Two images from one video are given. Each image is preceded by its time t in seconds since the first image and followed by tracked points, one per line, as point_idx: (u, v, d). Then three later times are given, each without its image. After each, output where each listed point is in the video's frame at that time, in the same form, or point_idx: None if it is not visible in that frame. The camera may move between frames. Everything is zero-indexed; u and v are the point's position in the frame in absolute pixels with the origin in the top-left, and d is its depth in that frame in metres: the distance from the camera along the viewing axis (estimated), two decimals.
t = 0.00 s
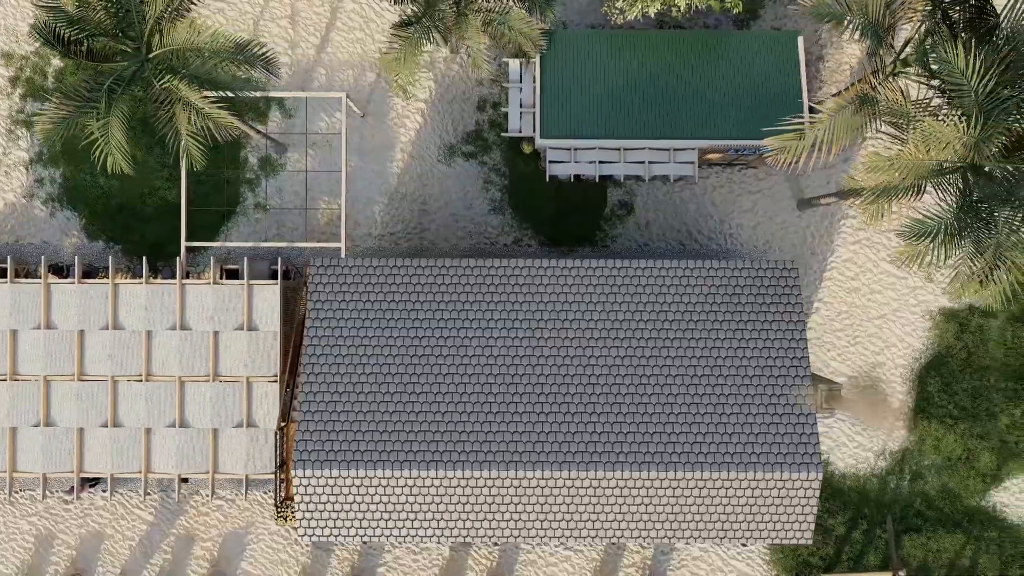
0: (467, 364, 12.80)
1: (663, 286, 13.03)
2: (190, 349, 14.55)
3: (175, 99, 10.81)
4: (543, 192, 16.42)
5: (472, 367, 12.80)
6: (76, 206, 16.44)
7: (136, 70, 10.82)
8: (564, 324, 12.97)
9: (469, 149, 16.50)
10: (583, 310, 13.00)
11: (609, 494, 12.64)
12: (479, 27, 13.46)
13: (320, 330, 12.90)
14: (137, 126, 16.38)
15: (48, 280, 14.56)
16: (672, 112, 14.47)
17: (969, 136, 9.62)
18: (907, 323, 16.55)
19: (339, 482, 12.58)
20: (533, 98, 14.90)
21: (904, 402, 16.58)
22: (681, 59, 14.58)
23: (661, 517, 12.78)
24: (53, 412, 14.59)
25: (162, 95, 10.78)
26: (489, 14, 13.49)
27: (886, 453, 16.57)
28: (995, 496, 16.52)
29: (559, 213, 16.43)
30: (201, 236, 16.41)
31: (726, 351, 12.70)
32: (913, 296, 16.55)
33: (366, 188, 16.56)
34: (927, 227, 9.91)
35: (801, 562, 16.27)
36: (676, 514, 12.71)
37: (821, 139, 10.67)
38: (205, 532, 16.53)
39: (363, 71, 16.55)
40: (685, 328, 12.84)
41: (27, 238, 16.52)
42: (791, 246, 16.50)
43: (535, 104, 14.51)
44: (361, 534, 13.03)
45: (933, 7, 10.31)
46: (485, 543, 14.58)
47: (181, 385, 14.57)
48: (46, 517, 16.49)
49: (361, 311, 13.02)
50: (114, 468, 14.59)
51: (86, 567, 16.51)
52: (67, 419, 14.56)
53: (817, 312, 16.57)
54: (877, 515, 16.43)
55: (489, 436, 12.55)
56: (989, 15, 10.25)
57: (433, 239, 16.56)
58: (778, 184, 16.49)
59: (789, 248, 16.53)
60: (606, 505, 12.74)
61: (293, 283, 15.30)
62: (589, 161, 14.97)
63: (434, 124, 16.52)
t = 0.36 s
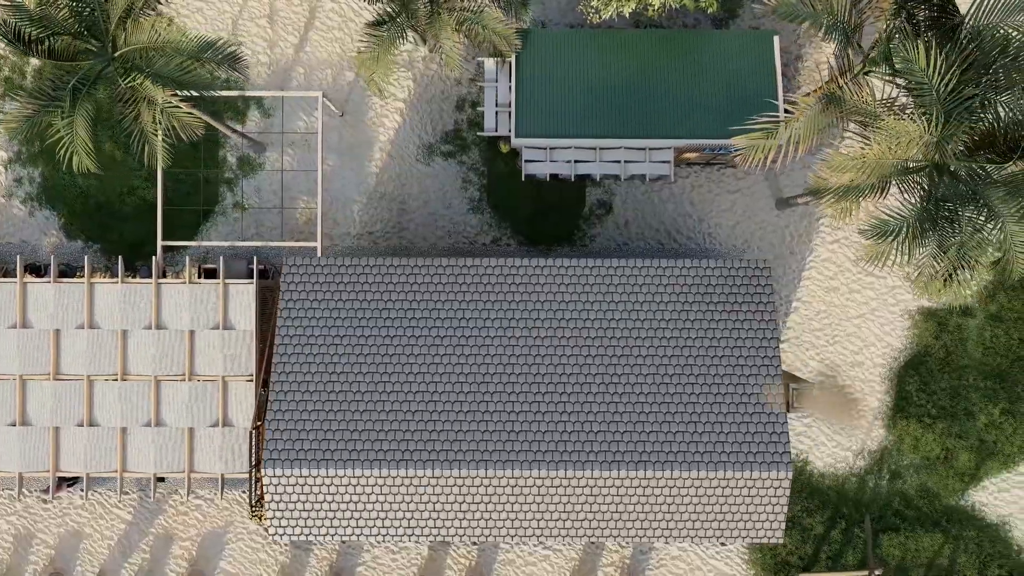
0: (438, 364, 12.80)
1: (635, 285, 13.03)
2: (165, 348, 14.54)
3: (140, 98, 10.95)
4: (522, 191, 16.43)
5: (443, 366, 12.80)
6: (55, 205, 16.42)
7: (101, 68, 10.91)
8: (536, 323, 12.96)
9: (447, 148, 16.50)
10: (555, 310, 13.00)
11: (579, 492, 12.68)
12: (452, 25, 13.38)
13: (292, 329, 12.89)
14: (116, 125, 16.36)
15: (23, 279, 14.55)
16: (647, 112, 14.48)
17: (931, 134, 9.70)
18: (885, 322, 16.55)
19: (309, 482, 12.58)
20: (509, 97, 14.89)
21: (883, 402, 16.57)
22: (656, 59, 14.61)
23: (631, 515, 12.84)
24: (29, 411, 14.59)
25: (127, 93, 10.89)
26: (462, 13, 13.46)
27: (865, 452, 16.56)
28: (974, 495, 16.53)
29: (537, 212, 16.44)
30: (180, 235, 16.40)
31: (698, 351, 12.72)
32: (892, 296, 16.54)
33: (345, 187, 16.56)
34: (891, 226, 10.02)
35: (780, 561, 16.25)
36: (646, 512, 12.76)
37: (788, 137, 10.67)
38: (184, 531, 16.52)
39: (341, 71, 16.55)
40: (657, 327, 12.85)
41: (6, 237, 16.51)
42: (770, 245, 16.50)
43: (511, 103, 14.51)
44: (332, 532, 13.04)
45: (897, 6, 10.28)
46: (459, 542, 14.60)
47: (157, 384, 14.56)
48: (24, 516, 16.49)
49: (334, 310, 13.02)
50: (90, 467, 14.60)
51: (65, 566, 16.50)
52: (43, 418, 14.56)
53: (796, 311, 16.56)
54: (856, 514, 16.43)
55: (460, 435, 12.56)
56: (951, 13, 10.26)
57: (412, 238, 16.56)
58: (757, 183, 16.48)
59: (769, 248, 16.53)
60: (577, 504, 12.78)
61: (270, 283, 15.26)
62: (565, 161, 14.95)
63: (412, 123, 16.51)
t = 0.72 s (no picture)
0: (410, 363, 12.83)
1: (608, 285, 13.05)
2: (142, 348, 14.52)
3: (105, 97, 11.03)
4: (501, 191, 16.42)
5: (415, 365, 12.83)
6: (34, 205, 16.39)
7: (68, 67, 10.92)
8: (508, 323, 12.99)
9: (427, 147, 16.50)
10: (528, 309, 13.03)
11: (550, 491, 12.73)
12: (425, 24, 13.41)
13: (264, 328, 12.90)
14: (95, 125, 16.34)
15: None
16: (623, 111, 14.46)
17: (894, 134, 9.74)
18: (865, 322, 16.54)
19: (280, 481, 12.61)
20: (486, 96, 14.90)
21: (863, 402, 16.55)
22: (632, 57, 14.57)
23: (602, 514, 12.88)
24: (6, 410, 14.61)
25: (93, 92, 10.97)
26: (437, 12, 13.47)
27: (844, 452, 16.57)
28: (953, 495, 16.53)
29: (517, 212, 16.44)
30: (160, 235, 16.40)
31: (669, 350, 12.77)
32: (872, 295, 16.52)
33: (325, 186, 16.55)
34: (853, 225, 10.13)
35: (759, 560, 16.24)
36: (617, 511, 12.81)
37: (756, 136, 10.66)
38: (163, 530, 16.53)
39: (321, 70, 16.55)
40: (629, 326, 12.89)
41: None
42: (749, 245, 16.51)
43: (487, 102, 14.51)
44: (304, 531, 13.07)
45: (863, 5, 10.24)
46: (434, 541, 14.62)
47: (134, 383, 14.56)
48: (4, 516, 16.49)
49: (306, 309, 13.03)
50: (67, 467, 14.61)
51: (45, 565, 16.51)
52: (20, 418, 14.56)
53: (776, 311, 16.57)
54: (835, 513, 16.44)
55: (431, 434, 12.60)
56: (915, 11, 10.28)
57: (392, 238, 16.56)
58: (736, 182, 16.47)
59: (748, 247, 16.54)
60: (548, 503, 12.84)
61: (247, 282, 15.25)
62: (543, 160, 14.92)
63: (392, 122, 16.51)
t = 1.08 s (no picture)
0: (384, 363, 12.83)
1: (583, 285, 13.07)
2: (119, 347, 14.52)
3: (74, 95, 11.15)
4: (482, 190, 16.42)
5: (389, 365, 12.83)
6: (14, 204, 16.36)
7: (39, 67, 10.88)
8: (483, 323, 13.00)
9: (407, 147, 16.50)
10: (503, 309, 13.03)
11: (523, 491, 12.75)
12: (400, 25, 13.41)
13: (238, 328, 12.90)
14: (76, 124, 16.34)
15: None
16: (600, 111, 14.47)
17: (859, 134, 9.86)
18: (846, 321, 16.54)
19: (253, 480, 12.62)
20: (463, 96, 14.92)
21: (844, 401, 16.55)
22: (610, 57, 14.57)
23: (575, 514, 12.90)
24: None
25: (62, 91, 11.10)
26: (414, 12, 13.45)
27: (825, 451, 16.57)
28: (934, 494, 16.53)
29: (497, 210, 16.43)
30: (141, 235, 16.40)
31: (643, 350, 12.81)
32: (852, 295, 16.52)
33: (306, 186, 16.55)
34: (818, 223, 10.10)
35: (739, 560, 16.24)
36: (591, 510, 12.84)
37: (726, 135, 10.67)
38: (144, 530, 16.52)
39: (301, 70, 16.54)
40: (603, 327, 12.91)
41: None
42: (730, 244, 16.52)
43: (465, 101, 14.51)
44: (277, 531, 13.05)
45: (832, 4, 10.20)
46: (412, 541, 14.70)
47: (111, 383, 14.56)
48: None
49: (280, 309, 13.02)
50: (45, 467, 14.61)
51: (25, 565, 16.51)
52: None
53: (756, 310, 16.57)
54: (816, 513, 16.43)
55: (404, 434, 12.60)
56: (881, 11, 10.27)
57: (372, 237, 16.56)
58: (717, 181, 16.47)
59: (729, 246, 16.55)
60: (521, 503, 12.86)
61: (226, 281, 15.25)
62: (521, 159, 14.91)
63: (372, 122, 16.50)
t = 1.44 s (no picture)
0: (358, 363, 12.84)
1: (558, 285, 13.09)
2: (98, 347, 14.51)
3: (43, 95, 11.32)
4: (463, 190, 16.42)
5: (363, 364, 12.83)
6: None
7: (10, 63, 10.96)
8: (458, 323, 13.00)
9: (389, 146, 16.50)
10: (478, 309, 13.04)
11: (497, 490, 12.74)
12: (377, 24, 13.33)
13: (213, 327, 12.92)
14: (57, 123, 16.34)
15: None
16: (578, 110, 14.47)
17: (826, 133, 10.08)
18: (828, 320, 16.55)
19: (227, 479, 12.61)
20: (442, 95, 14.95)
21: (825, 400, 16.55)
22: (589, 56, 14.56)
23: (550, 513, 12.91)
24: None
25: (31, 90, 11.24)
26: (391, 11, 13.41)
27: (807, 451, 16.57)
28: (915, 494, 16.53)
29: (478, 210, 16.43)
30: (122, 235, 16.40)
31: (617, 350, 12.83)
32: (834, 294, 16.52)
33: (288, 185, 16.55)
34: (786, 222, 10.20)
35: (721, 559, 16.23)
36: (565, 510, 12.85)
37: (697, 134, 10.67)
38: (125, 530, 16.52)
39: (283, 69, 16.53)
40: (578, 326, 12.93)
41: None
42: (711, 243, 16.52)
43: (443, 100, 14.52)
44: (252, 529, 13.05)
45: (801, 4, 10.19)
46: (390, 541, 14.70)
47: (90, 382, 14.56)
48: None
49: (256, 308, 13.04)
50: (24, 466, 14.60)
51: (6, 564, 16.50)
52: None
53: (738, 310, 16.56)
54: (797, 513, 16.43)
55: (378, 433, 12.60)
56: (847, 10, 10.31)
57: (354, 236, 16.55)
58: (698, 181, 16.47)
59: (710, 246, 16.55)
60: (496, 502, 12.86)
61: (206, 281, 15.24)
62: (499, 158, 14.93)
63: (354, 121, 16.50)
